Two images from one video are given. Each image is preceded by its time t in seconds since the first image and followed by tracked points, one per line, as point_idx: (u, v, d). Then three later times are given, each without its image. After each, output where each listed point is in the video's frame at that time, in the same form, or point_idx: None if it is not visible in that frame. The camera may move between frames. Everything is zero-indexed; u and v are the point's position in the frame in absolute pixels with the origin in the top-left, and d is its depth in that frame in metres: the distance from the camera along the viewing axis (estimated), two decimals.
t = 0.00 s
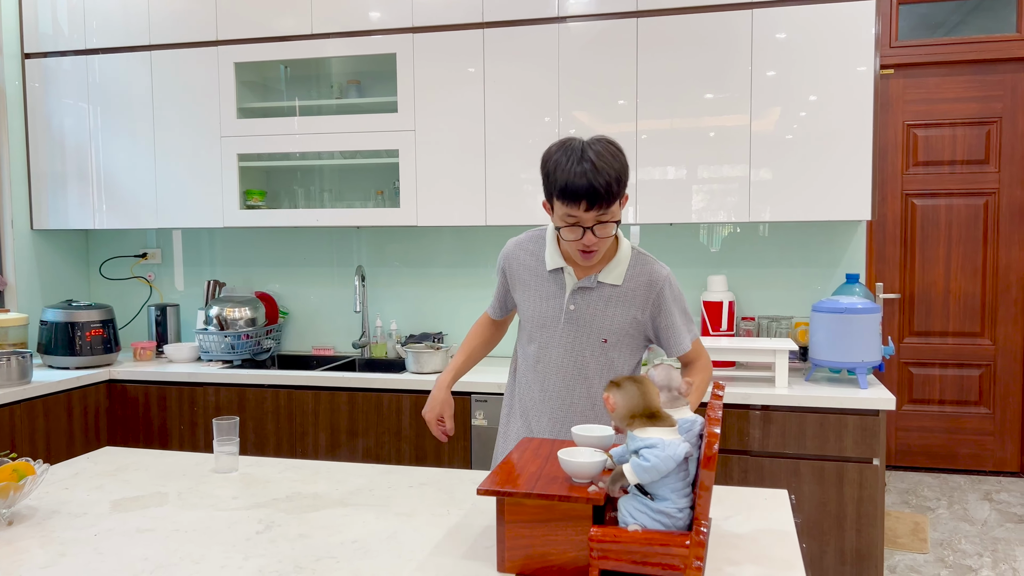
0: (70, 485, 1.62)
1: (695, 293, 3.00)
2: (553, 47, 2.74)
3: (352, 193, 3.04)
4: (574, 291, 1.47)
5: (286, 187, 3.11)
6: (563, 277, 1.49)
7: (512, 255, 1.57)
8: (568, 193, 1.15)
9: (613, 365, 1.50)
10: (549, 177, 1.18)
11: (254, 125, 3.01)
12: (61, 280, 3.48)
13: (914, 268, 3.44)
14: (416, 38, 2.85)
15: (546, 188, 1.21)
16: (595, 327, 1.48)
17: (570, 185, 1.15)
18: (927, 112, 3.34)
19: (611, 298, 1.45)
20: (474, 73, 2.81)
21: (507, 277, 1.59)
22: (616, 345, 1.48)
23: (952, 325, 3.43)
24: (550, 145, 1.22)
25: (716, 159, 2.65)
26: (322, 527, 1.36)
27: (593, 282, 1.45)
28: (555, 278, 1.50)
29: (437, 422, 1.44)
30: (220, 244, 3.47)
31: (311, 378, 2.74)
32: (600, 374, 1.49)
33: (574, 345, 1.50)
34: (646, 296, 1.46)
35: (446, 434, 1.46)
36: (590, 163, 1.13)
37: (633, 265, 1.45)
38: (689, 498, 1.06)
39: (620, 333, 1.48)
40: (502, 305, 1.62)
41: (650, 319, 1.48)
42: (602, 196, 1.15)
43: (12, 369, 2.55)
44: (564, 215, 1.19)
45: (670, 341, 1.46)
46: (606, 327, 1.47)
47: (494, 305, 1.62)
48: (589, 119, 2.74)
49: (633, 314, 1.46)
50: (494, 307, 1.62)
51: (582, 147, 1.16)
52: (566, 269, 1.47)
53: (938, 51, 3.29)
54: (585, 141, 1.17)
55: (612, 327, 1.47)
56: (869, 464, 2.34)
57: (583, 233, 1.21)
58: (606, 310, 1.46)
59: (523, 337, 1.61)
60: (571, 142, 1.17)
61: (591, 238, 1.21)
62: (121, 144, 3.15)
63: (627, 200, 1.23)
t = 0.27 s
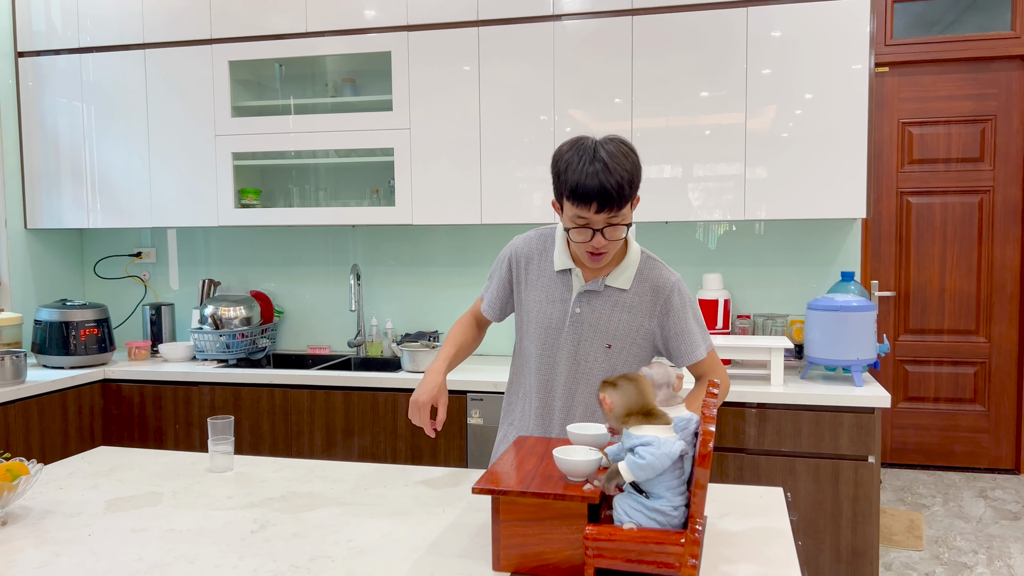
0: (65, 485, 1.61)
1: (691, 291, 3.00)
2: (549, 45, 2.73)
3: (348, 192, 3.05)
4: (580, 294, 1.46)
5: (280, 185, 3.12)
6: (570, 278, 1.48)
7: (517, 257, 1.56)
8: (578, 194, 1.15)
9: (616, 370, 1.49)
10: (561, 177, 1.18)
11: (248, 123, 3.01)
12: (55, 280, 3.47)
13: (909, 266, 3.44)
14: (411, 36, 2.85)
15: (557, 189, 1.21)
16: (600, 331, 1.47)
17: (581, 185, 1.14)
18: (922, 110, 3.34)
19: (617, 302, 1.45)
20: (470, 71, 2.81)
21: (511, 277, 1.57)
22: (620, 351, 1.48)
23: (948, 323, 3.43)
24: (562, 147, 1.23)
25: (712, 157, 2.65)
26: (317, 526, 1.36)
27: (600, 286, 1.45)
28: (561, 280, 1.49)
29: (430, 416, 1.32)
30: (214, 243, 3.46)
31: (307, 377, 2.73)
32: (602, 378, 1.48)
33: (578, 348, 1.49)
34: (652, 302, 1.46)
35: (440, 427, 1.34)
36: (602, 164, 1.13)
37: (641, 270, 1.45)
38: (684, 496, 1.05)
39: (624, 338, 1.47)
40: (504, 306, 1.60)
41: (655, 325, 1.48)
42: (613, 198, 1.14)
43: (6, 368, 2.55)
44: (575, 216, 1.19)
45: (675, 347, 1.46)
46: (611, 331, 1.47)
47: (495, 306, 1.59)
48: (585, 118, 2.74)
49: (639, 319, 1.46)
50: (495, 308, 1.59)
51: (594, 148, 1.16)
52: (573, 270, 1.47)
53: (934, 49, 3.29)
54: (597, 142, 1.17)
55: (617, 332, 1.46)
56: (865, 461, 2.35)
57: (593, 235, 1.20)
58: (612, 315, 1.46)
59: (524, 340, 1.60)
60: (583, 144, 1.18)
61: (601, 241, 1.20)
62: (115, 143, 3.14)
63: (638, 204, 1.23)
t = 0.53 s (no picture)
0: (61, 484, 1.61)
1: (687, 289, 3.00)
2: (545, 43, 2.73)
3: (344, 190, 3.05)
4: (579, 298, 1.46)
5: (277, 184, 3.13)
6: (569, 282, 1.48)
7: (516, 260, 1.55)
8: (579, 198, 1.14)
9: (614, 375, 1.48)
10: (562, 179, 1.18)
11: (244, 122, 3.00)
12: (50, 279, 3.46)
13: (905, 264, 3.45)
14: (407, 34, 2.84)
15: (558, 192, 1.20)
16: (599, 335, 1.47)
17: (582, 188, 1.14)
18: (918, 108, 3.35)
19: (617, 306, 1.45)
20: (466, 69, 2.81)
21: (510, 281, 1.57)
22: (619, 356, 1.47)
23: (944, 321, 3.44)
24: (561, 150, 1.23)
25: (708, 155, 2.65)
26: (314, 525, 1.35)
27: (600, 290, 1.45)
28: (561, 284, 1.49)
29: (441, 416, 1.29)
30: (211, 242, 3.45)
31: (303, 376, 2.73)
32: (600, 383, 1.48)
33: (577, 352, 1.48)
34: (652, 307, 1.46)
35: (457, 428, 1.31)
36: (603, 166, 1.13)
37: (640, 274, 1.45)
38: (681, 494, 1.05)
39: (623, 343, 1.47)
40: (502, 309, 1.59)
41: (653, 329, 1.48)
42: (614, 201, 1.14)
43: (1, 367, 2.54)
44: (576, 218, 1.18)
45: (674, 352, 1.46)
46: (610, 335, 1.46)
47: (494, 308, 1.59)
48: (581, 116, 2.73)
49: (638, 323, 1.46)
50: (493, 310, 1.59)
51: (595, 150, 1.16)
52: (572, 275, 1.46)
53: (930, 47, 3.29)
54: (597, 145, 1.17)
55: (616, 337, 1.46)
56: (861, 459, 2.35)
57: (593, 239, 1.20)
58: (611, 319, 1.46)
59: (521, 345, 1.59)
60: (583, 146, 1.18)
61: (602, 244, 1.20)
62: (110, 141, 3.13)
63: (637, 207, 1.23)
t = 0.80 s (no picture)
0: (58, 483, 1.61)
1: (685, 288, 3.00)
2: (542, 42, 2.73)
3: (341, 189, 3.04)
4: (581, 300, 1.45)
5: (274, 182, 3.13)
6: (570, 283, 1.47)
7: (516, 260, 1.54)
8: (585, 199, 1.14)
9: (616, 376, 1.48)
10: (568, 180, 1.17)
11: (242, 120, 3.00)
12: (47, 278, 3.46)
13: (903, 263, 3.45)
14: (404, 33, 2.84)
15: (562, 192, 1.20)
16: (600, 337, 1.47)
17: (588, 189, 1.14)
18: (915, 107, 3.35)
19: (618, 308, 1.45)
20: (464, 68, 2.81)
21: (510, 281, 1.55)
22: (621, 357, 1.47)
23: (941, 320, 3.44)
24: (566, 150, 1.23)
25: (706, 154, 2.65)
26: (311, 524, 1.35)
27: (601, 292, 1.44)
28: (562, 285, 1.48)
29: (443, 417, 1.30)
30: (208, 241, 3.45)
31: (301, 375, 2.73)
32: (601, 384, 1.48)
33: (578, 354, 1.48)
34: (654, 308, 1.46)
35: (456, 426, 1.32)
36: (609, 167, 1.13)
37: (642, 276, 1.45)
38: (678, 493, 1.05)
39: (624, 345, 1.47)
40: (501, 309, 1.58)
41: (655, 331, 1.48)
42: (621, 203, 1.14)
43: None
44: (581, 219, 1.18)
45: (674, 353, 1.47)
46: (611, 338, 1.46)
47: (494, 309, 1.57)
48: (579, 115, 2.73)
49: (640, 325, 1.46)
50: (493, 311, 1.57)
51: (601, 151, 1.16)
52: (573, 276, 1.45)
53: (927, 46, 3.29)
54: (603, 146, 1.17)
55: (618, 338, 1.46)
56: (859, 458, 2.35)
57: (598, 240, 1.20)
58: (613, 321, 1.46)
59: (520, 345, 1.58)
60: (590, 147, 1.17)
61: (606, 246, 1.20)
62: (107, 140, 3.13)
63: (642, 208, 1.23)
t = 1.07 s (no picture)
0: (56, 482, 1.61)
1: (683, 288, 3.00)
2: (541, 42, 2.73)
3: (340, 187, 3.05)
4: (580, 300, 1.45)
5: (272, 181, 3.13)
6: (568, 283, 1.46)
7: (513, 261, 1.53)
8: (579, 194, 1.15)
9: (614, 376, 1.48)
10: (562, 175, 1.17)
11: (240, 119, 3.00)
12: (45, 277, 3.45)
13: (901, 263, 3.45)
14: (403, 32, 2.84)
15: (556, 188, 1.20)
16: (598, 336, 1.47)
17: (582, 185, 1.14)
18: (914, 107, 3.35)
19: (616, 307, 1.46)
20: (462, 67, 2.81)
21: (507, 283, 1.53)
22: (619, 357, 1.47)
23: (939, 319, 3.45)
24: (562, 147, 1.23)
25: (704, 154, 2.66)
26: (310, 523, 1.35)
27: (599, 292, 1.44)
28: (560, 284, 1.47)
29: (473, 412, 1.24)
30: (206, 240, 3.45)
31: (299, 374, 2.73)
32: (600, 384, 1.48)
33: (577, 354, 1.48)
34: (651, 307, 1.47)
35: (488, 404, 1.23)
36: (603, 163, 1.13)
37: (638, 275, 1.46)
38: (676, 492, 1.05)
39: (623, 345, 1.47)
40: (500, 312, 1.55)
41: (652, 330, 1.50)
42: (614, 198, 1.14)
43: None
44: (574, 215, 1.18)
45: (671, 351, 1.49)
46: (610, 337, 1.46)
47: (491, 312, 1.54)
48: (577, 114, 2.73)
49: (637, 324, 1.47)
50: (490, 314, 1.54)
51: (595, 148, 1.16)
52: (571, 275, 1.45)
53: (925, 46, 3.29)
54: (598, 142, 1.17)
55: (616, 337, 1.46)
56: (857, 457, 2.36)
57: (592, 236, 1.19)
58: (611, 320, 1.46)
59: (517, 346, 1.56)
60: (584, 143, 1.18)
61: (599, 242, 1.20)
62: (105, 139, 3.13)
63: (636, 206, 1.23)
